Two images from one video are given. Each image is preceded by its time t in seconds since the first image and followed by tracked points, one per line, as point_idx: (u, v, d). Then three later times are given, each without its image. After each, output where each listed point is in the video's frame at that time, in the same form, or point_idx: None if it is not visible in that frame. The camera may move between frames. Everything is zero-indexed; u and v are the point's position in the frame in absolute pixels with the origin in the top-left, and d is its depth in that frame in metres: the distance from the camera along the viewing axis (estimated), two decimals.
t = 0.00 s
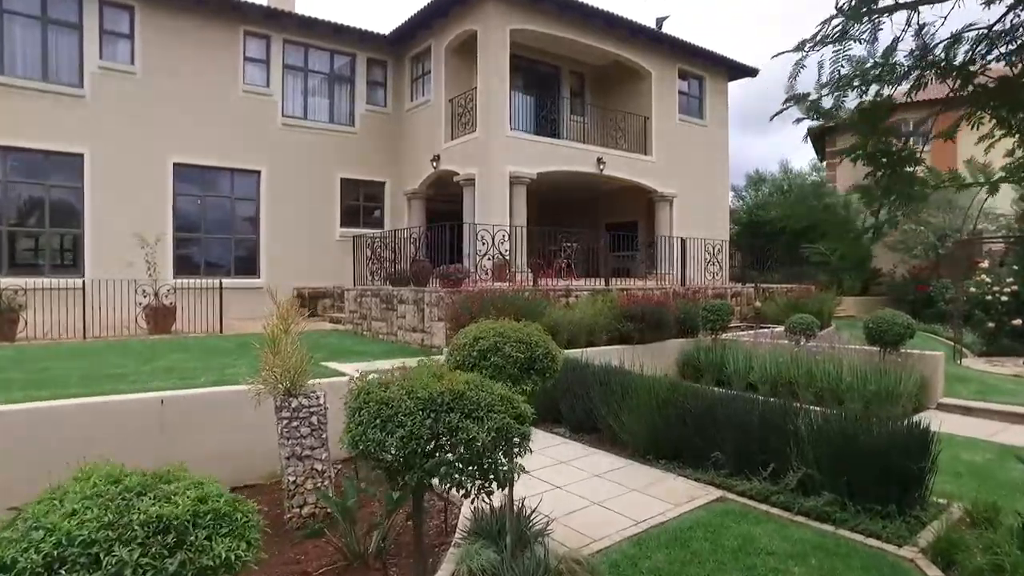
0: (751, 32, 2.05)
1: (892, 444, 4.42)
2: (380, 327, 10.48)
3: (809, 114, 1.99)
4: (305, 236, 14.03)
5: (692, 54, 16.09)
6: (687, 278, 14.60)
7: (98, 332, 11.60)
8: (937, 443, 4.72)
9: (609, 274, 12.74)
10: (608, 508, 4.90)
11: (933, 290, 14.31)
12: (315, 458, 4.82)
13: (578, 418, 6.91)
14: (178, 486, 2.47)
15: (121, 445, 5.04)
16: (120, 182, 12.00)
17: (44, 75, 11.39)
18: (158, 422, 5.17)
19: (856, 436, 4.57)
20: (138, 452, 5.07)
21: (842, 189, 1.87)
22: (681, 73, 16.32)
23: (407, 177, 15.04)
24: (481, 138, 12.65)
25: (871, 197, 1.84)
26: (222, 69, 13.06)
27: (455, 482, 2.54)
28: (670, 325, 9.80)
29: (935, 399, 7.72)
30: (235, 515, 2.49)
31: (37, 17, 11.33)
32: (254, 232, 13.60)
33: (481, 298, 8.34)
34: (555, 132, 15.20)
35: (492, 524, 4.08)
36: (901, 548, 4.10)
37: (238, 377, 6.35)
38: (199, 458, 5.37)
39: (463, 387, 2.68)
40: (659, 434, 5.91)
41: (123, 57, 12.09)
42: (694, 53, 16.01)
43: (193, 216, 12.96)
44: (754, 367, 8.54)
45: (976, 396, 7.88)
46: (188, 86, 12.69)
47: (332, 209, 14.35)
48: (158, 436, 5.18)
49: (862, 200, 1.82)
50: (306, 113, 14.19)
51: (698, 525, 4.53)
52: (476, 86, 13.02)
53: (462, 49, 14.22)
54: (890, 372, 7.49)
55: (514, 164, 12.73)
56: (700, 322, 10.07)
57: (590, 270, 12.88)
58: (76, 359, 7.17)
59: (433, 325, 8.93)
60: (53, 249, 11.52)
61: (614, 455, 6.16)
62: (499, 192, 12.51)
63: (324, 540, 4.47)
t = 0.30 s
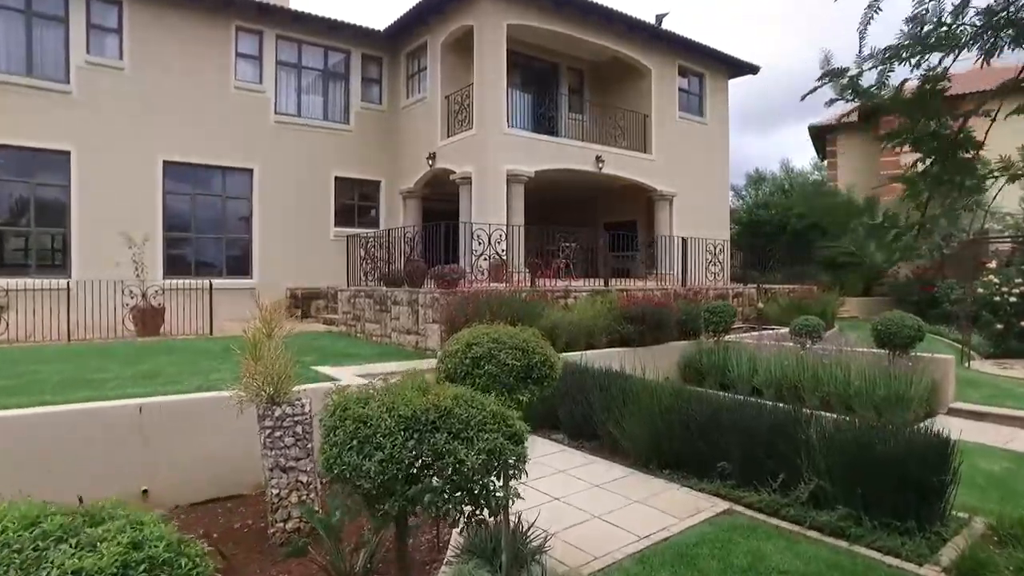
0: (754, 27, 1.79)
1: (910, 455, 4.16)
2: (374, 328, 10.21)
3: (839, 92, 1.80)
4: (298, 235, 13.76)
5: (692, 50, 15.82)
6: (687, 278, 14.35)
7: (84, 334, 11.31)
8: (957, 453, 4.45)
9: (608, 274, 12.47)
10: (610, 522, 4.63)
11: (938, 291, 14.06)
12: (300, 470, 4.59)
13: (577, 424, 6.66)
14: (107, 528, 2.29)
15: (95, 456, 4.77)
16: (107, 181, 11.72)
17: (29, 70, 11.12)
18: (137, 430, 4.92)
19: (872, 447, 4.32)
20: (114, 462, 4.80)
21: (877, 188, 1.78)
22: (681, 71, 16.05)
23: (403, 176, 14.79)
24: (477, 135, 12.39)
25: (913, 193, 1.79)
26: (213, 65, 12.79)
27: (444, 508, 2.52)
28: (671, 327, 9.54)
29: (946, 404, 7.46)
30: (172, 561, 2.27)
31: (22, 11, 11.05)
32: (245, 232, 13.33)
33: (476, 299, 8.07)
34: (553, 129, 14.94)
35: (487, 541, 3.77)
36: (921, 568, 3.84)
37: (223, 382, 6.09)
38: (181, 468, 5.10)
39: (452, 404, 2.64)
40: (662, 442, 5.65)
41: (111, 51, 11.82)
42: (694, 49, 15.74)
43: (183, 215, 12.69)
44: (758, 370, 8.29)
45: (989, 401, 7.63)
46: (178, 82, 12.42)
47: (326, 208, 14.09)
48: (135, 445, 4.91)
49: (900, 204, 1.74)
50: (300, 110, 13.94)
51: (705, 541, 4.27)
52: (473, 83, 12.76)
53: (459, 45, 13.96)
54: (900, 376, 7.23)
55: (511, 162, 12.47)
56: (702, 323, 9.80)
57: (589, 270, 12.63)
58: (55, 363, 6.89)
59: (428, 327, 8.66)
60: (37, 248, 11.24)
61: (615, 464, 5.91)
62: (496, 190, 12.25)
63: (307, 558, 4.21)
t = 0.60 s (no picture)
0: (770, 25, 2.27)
1: (928, 466, 3.94)
2: (368, 330, 10.00)
3: (880, 77, 2.23)
4: (293, 235, 13.54)
5: (692, 48, 15.59)
6: (687, 279, 14.15)
7: (73, 336, 11.07)
8: (978, 462, 4.22)
9: (608, 274, 12.26)
10: (611, 536, 4.41)
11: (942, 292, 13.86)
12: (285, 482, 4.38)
13: (576, 429, 6.44)
14: None
15: (72, 467, 4.53)
16: (97, 179, 11.48)
17: (16, 67, 10.88)
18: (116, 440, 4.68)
19: (886, 459, 4.10)
20: (91, 474, 4.57)
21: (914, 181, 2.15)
22: (681, 69, 15.84)
23: (399, 176, 14.58)
24: (474, 134, 12.18)
25: (961, 187, 2.13)
26: (205, 62, 12.56)
27: (429, 542, 2.41)
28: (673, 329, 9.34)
29: (956, 409, 7.26)
30: None
31: (8, 5, 10.81)
32: (239, 232, 13.11)
33: (473, 301, 7.85)
34: (552, 128, 14.72)
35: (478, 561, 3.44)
36: None
37: (209, 388, 5.86)
38: (162, 478, 4.87)
39: (435, 424, 2.52)
40: (665, 451, 5.43)
41: (100, 48, 11.59)
42: (695, 47, 15.51)
43: (174, 214, 12.47)
44: (762, 374, 8.08)
45: (1000, 406, 7.42)
46: (170, 79, 12.20)
47: (321, 208, 13.87)
48: (113, 455, 4.68)
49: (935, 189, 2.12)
50: (295, 108, 13.72)
51: (709, 556, 4.05)
52: (470, 81, 12.55)
53: (456, 42, 13.74)
54: (909, 380, 7.02)
55: (509, 161, 12.26)
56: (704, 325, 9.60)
57: (588, 270, 12.41)
58: (36, 367, 6.66)
59: (423, 329, 8.45)
60: (25, 248, 11.01)
61: (615, 472, 5.70)
62: (493, 190, 12.05)
63: None
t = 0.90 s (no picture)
0: None
1: (946, 479, 3.72)
2: (362, 333, 9.79)
3: (928, 47, 1.63)
4: (286, 235, 13.32)
5: (693, 45, 15.36)
6: (688, 279, 13.95)
7: (61, 338, 10.83)
8: (1001, 474, 4.00)
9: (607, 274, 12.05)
10: (610, 550, 4.18)
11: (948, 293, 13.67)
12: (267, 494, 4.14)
13: (574, 435, 6.22)
14: None
15: (45, 479, 4.24)
16: (85, 177, 11.24)
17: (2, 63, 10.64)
18: (93, 450, 4.40)
19: (903, 471, 3.88)
20: (65, 486, 4.28)
21: (958, 167, 1.56)
22: (681, 66, 15.62)
23: (395, 175, 14.36)
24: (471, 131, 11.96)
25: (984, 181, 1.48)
26: (197, 58, 12.32)
27: None
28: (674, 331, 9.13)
29: (967, 413, 7.04)
30: None
31: None
32: (231, 231, 12.88)
33: (468, 302, 7.61)
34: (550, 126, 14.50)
35: None
36: None
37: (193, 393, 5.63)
38: (140, 493, 4.56)
39: (410, 445, 2.35)
40: (667, 459, 5.22)
41: (89, 44, 11.35)
42: (695, 44, 15.28)
43: (165, 213, 12.23)
44: (766, 378, 7.87)
45: (1011, 410, 7.21)
46: (161, 76, 11.97)
47: (315, 207, 13.65)
48: (89, 465, 4.38)
49: (985, 180, 1.53)
50: (288, 106, 13.49)
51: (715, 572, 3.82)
52: (466, 77, 12.33)
53: (453, 39, 13.52)
54: (918, 384, 6.80)
55: (506, 160, 12.04)
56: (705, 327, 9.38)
57: (587, 271, 12.20)
58: (16, 371, 6.42)
59: (417, 331, 8.23)
60: (12, 248, 10.77)
61: (615, 480, 5.48)
62: (490, 189, 11.83)
63: None
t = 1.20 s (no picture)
0: None
1: (969, 495, 3.49)
2: (355, 334, 9.54)
3: None
4: (280, 235, 13.07)
5: (694, 42, 15.12)
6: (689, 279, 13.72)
7: (47, 340, 10.57)
8: None
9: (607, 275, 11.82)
10: (609, 568, 3.94)
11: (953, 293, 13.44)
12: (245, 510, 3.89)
13: (573, 443, 5.97)
14: None
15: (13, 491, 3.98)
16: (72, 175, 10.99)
17: None
18: (65, 460, 4.15)
19: (922, 485, 3.64)
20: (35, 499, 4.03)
21: None
22: (681, 63, 15.38)
23: (391, 173, 14.12)
24: (468, 129, 11.72)
25: None
26: (188, 54, 12.06)
27: None
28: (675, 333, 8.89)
29: (980, 420, 6.80)
30: None
31: None
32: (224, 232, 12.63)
33: (464, 302, 7.36)
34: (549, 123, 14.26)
35: None
36: None
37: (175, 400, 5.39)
38: (111, 507, 4.31)
39: (380, 477, 2.14)
40: (670, 469, 4.98)
41: (77, 39, 11.11)
42: (696, 41, 15.04)
43: (155, 212, 11.98)
44: (770, 381, 7.63)
45: None
46: (151, 72, 11.72)
47: (309, 207, 13.40)
48: (60, 476, 4.14)
49: None
50: (282, 103, 13.24)
51: None
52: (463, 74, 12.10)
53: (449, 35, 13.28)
54: (930, 390, 6.55)
55: (504, 158, 11.80)
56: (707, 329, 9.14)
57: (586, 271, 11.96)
58: None
59: (411, 333, 7.99)
60: None
61: (616, 491, 5.24)
62: (487, 188, 11.60)
63: None
